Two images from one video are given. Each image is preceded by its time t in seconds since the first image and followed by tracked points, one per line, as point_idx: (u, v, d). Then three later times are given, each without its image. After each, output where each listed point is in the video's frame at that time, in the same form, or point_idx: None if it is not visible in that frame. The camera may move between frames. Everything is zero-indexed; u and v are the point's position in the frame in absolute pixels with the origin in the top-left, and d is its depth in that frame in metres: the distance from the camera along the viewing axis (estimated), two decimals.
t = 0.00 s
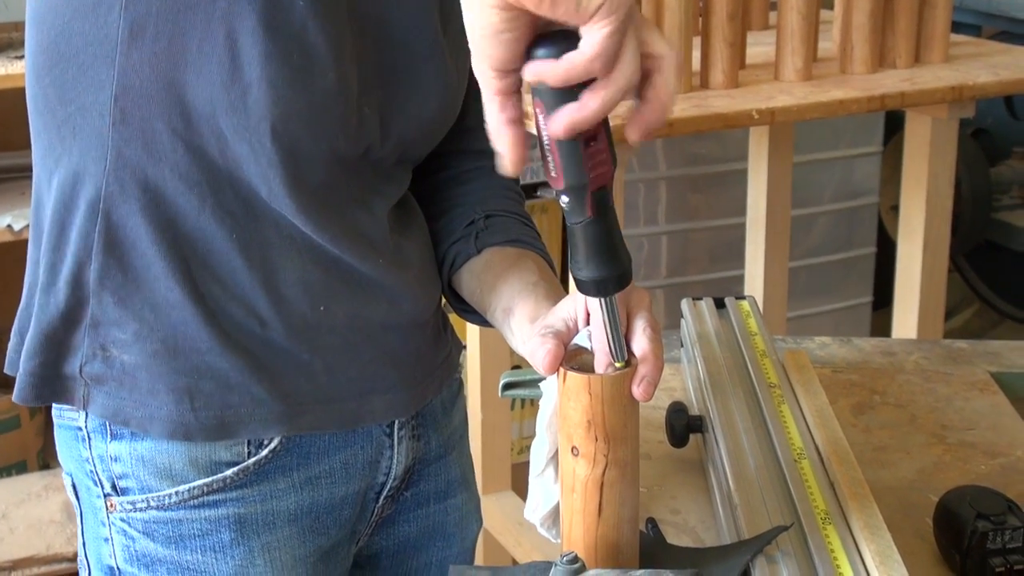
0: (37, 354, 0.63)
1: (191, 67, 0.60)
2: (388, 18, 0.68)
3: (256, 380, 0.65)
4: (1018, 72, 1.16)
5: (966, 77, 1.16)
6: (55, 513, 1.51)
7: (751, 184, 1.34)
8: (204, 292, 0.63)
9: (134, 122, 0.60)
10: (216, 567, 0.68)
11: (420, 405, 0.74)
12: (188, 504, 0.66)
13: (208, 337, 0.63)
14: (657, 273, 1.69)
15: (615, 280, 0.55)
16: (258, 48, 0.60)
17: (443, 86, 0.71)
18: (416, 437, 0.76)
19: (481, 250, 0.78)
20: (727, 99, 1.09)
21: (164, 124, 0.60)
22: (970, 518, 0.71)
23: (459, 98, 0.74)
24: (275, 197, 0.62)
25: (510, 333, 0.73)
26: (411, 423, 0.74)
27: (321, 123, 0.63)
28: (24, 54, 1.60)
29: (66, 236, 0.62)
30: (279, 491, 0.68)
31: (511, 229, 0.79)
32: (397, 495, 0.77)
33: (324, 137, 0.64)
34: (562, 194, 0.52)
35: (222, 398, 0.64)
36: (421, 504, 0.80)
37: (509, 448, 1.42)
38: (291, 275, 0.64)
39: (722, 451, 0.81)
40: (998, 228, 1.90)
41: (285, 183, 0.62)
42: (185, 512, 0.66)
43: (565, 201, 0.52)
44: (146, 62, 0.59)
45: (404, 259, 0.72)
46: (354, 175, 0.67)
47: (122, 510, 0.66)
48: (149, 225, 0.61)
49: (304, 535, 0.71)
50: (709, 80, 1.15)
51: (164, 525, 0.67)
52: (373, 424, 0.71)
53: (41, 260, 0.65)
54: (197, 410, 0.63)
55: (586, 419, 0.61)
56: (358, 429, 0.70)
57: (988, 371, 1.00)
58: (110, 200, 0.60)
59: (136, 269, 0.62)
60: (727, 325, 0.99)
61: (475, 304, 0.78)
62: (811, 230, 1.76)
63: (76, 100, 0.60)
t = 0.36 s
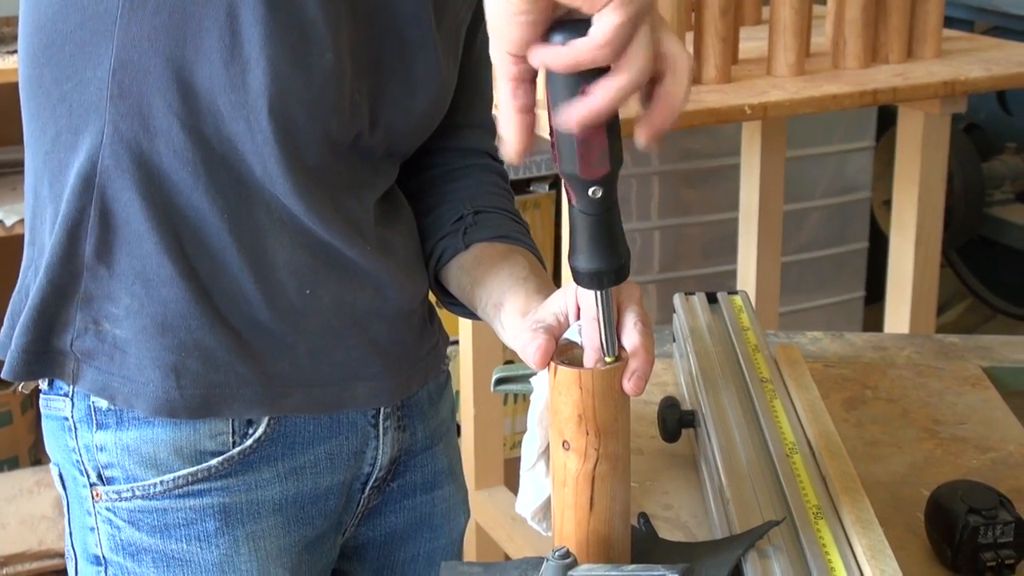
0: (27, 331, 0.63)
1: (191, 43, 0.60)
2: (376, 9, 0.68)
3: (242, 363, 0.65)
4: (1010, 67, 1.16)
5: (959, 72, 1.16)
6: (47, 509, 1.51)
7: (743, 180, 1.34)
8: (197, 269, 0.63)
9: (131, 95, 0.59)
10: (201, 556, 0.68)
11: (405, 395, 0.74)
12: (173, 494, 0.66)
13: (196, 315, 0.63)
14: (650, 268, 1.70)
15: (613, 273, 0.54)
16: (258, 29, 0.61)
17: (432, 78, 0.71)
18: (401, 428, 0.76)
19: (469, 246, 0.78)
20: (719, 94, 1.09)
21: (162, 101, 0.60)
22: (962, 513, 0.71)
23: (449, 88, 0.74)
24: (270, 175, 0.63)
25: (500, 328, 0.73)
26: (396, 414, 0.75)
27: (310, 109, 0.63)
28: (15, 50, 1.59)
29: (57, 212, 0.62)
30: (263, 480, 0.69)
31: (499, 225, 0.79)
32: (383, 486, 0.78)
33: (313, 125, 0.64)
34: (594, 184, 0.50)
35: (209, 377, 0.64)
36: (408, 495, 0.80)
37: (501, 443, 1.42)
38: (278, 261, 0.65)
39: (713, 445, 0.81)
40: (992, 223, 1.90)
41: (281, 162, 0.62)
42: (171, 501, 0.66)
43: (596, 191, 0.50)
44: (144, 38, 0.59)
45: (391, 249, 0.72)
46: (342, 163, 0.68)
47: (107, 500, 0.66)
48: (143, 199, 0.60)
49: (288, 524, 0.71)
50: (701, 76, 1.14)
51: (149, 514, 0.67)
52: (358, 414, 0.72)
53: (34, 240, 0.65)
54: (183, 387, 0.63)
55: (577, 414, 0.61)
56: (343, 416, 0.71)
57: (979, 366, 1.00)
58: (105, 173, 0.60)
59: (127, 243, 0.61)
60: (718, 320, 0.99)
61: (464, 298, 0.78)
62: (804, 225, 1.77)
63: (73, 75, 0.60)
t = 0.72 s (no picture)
0: (17, 319, 0.63)
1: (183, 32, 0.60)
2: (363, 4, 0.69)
3: (233, 352, 0.65)
4: (998, 62, 1.16)
5: (947, 66, 1.16)
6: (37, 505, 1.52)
7: (733, 177, 1.34)
8: (187, 257, 0.63)
9: (123, 84, 0.59)
10: (190, 547, 0.69)
11: (395, 386, 0.74)
12: (163, 484, 0.66)
13: (186, 303, 0.63)
14: (641, 263, 1.70)
15: (600, 264, 0.55)
16: (250, 16, 0.61)
17: (420, 73, 0.71)
18: (391, 420, 0.76)
19: (458, 240, 0.78)
20: (708, 89, 1.09)
21: (154, 89, 0.60)
22: (950, 507, 0.71)
23: (439, 80, 0.74)
24: (262, 162, 0.63)
25: (489, 319, 0.74)
26: (385, 405, 0.75)
27: (301, 99, 0.64)
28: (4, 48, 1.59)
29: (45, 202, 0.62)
30: (253, 470, 0.69)
31: (488, 220, 0.79)
32: (372, 477, 0.78)
33: (301, 117, 0.64)
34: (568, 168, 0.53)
35: (200, 365, 0.64)
36: (396, 486, 0.80)
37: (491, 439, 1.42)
38: (268, 250, 0.65)
39: (702, 438, 0.81)
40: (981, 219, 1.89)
41: (273, 150, 0.63)
42: (160, 491, 0.66)
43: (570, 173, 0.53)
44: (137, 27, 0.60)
45: (380, 242, 0.72)
46: (332, 155, 0.68)
47: (98, 491, 0.67)
48: (132, 188, 0.61)
49: (277, 514, 0.71)
50: (690, 71, 1.15)
51: (139, 504, 0.67)
52: (347, 405, 0.72)
53: (23, 231, 0.65)
54: (172, 373, 0.63)
55: (565, 407, 0.61)
56: (333, 407, 0.71)
57: (967, 360, 1.00)
58: (96, 161, 0.60)
59: (118, 232, 0.62)
60: (707, 314, 1.00)
61: (453, 293, 0.78)
62: (795, 220, 1.77)
63: (65, 65, 0.60)
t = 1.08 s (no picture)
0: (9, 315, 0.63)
1: (177, 28, 0.60)
2: None
3: (228, 348, 0.65)
4: (990, 57, 1.17)
5: (939, 61, 1.16)
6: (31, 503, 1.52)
7: (726, 173, 1.35)
8: (181, 253, 0.63)
9: (117, 80, 0.59)
10: (184, 542, 0.69)
11: (390, 381, 0.74)
12: (157, 479, 0.66)
13: (180, 299, 0.63)
14: (635, 258, 1.70)
15: (603, 253, 0.56)
16: (245, 12, 0.61)
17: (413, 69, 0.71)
18: (386, 415, 0.76)
19: (455, 237, 0.78)
20: (701, 85, 1.09)
21: (149, 86, 0.60)
22: (943, 499, 0.72)
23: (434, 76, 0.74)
24: (256, 158, 0.63)
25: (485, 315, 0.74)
26: (380, 401, 0.75)
27: (294, 95, 0.63)
28: None
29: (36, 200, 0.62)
30: (247, 466, 0.69)
31: (486, 216, 0.79)
32: (367, 473, 0.78)
33: (295, 113, 0.64)
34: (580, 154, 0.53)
35: (195, 360, 0.64)
36: (391, 482, 0.80)
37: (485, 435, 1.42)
38: (263, 247, 0.65)
39: (696, 433, 0.81)
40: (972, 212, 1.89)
41: (265, 143, 0.63)
42: (154, 487, 0.66)
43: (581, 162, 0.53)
44: (131, 21, 0.60)
45: (374, 238, 0.72)
46: (328, 151, 0.68)
47: (93, 486, 0.67)
48: (126, 184, 0.61)
49: (271, 510, 0.71)
50: (683, 66, 1.15)
51: (133, 500, 0.67)
52: (342, 401, 0.72)
53: (17, 226, 0.65)
54: (166, 370, 0.63)
55: (559, 403, 0.61)
56: (327, 402, 0.71)
57: (961, 354, 1.01)
58: (91, 157, 0.60)
59: (112, 228, 0.62)
60: (701, 310, 1.00)
61: (449, 289, 0.78)
62: (789, 216, 1.77)
63: (59, 61, 0.60)
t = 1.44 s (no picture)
0: (14, 319, 0.62)
1: (184, 31, 0.60)
2: None
3: (234, 348, 0.65)
4: (985, 53, 1.17)
5: (935, 57, 1.16)
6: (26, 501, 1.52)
7: (722, 170, 1.35)
8: (187, 254, 0.63)
9: (124, 82, 0.59)
10: (191, 539, 0.69)
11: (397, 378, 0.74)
12: (164, 477, 0.66)
13: (188, 300, 0.63)
14: (630, 256, 1.70)
15: (588, 215, 0.58)
16: (250, 11, 0.61)
17: (414, 67, 0.71)
18: (391, 413, 0.76)
19: (463, 235, 0.78)
20: (697, 82, 1.10)
21: (153, 88, 0.60)
22: (939, 496, 0.72)
23: (439, 75, 0.74)
24: (263, 158, 0.63)
25: (491, 309, 0.74)
26: (386, 398, 0.75)
27: (299, 94, 0.63)
28: None
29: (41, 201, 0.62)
30: (254, 464, 0.69)
31: (493, 215, 0.79)
32: (372, 470, 0.78)
33: (300, 114, 0.64)
34: (547, 126, 0.56)
35: (200, 361, 0.64)
36: (395, 479, 0.80)
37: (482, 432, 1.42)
38: (270, 245, 0.65)
39: (693, 428, 0.82)
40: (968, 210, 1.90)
41: (274, 144, 0.63)
42: (161, 485, 0.66)
43: (548, 135, 0.56)
44: (137, 22, 0.60)
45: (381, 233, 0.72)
46: (334, 151, 0.68)
47: (100, 484, 0.67)
48: (132, 188, 0.61)
49: (279, 507, 0.71)
50: (680, 63, 1.15)
51: (140, 496, 0.67)
52: (348, 398, 0.72)
53: (20, 225, 0.65)
54: (174, 371, 0.63)
55: (563, 394, 0.61)
56: (333, 400, 0.71)
57: (957, 350, 1.01)
58: (97, 160, 0.60)
59: (117, 231, 0.62)
60: (697, 306, 1.00)
61: (452, 286, 0.78)
62: (785, 214, 1.77)
63: (65, 61, 0.60)
